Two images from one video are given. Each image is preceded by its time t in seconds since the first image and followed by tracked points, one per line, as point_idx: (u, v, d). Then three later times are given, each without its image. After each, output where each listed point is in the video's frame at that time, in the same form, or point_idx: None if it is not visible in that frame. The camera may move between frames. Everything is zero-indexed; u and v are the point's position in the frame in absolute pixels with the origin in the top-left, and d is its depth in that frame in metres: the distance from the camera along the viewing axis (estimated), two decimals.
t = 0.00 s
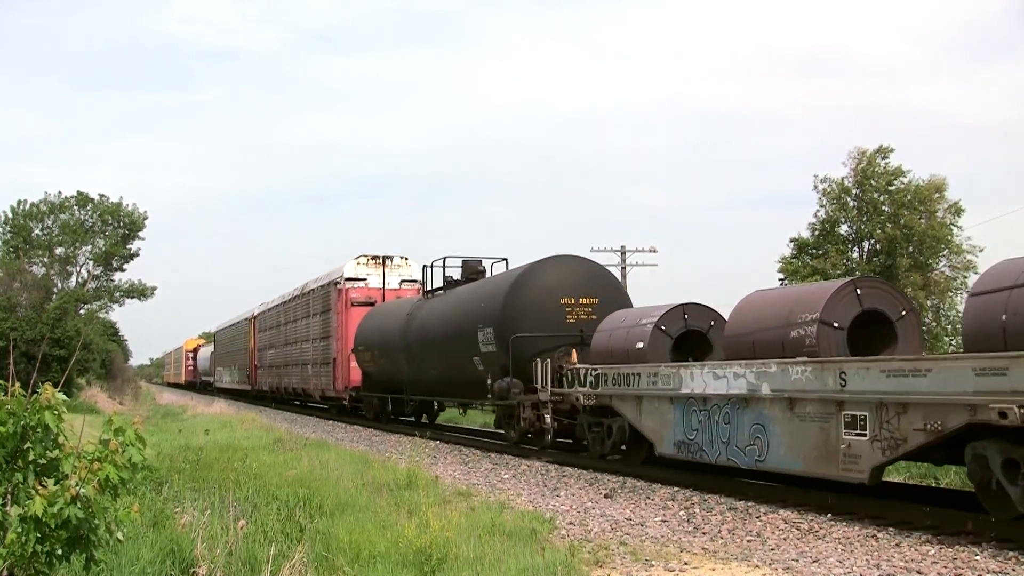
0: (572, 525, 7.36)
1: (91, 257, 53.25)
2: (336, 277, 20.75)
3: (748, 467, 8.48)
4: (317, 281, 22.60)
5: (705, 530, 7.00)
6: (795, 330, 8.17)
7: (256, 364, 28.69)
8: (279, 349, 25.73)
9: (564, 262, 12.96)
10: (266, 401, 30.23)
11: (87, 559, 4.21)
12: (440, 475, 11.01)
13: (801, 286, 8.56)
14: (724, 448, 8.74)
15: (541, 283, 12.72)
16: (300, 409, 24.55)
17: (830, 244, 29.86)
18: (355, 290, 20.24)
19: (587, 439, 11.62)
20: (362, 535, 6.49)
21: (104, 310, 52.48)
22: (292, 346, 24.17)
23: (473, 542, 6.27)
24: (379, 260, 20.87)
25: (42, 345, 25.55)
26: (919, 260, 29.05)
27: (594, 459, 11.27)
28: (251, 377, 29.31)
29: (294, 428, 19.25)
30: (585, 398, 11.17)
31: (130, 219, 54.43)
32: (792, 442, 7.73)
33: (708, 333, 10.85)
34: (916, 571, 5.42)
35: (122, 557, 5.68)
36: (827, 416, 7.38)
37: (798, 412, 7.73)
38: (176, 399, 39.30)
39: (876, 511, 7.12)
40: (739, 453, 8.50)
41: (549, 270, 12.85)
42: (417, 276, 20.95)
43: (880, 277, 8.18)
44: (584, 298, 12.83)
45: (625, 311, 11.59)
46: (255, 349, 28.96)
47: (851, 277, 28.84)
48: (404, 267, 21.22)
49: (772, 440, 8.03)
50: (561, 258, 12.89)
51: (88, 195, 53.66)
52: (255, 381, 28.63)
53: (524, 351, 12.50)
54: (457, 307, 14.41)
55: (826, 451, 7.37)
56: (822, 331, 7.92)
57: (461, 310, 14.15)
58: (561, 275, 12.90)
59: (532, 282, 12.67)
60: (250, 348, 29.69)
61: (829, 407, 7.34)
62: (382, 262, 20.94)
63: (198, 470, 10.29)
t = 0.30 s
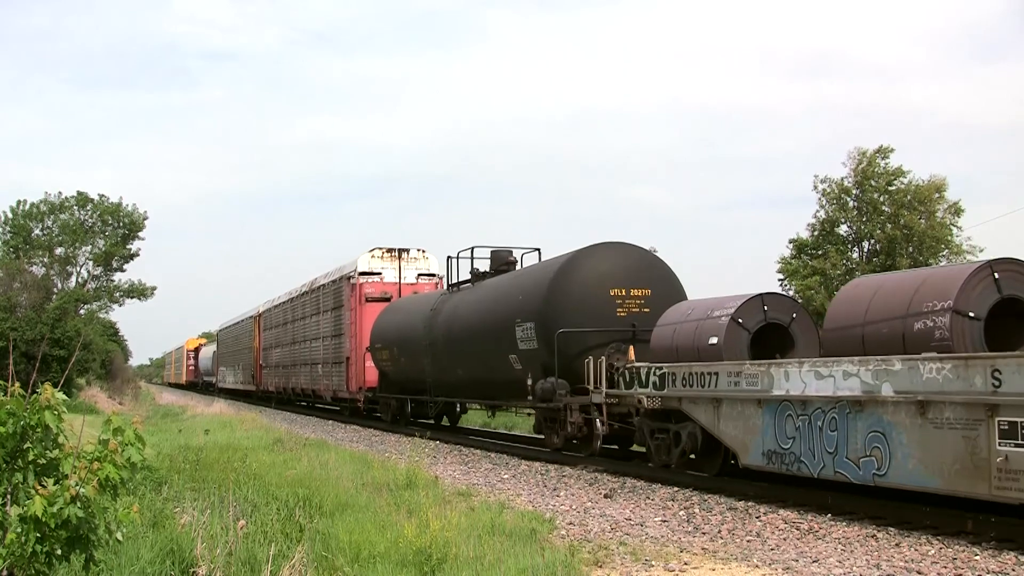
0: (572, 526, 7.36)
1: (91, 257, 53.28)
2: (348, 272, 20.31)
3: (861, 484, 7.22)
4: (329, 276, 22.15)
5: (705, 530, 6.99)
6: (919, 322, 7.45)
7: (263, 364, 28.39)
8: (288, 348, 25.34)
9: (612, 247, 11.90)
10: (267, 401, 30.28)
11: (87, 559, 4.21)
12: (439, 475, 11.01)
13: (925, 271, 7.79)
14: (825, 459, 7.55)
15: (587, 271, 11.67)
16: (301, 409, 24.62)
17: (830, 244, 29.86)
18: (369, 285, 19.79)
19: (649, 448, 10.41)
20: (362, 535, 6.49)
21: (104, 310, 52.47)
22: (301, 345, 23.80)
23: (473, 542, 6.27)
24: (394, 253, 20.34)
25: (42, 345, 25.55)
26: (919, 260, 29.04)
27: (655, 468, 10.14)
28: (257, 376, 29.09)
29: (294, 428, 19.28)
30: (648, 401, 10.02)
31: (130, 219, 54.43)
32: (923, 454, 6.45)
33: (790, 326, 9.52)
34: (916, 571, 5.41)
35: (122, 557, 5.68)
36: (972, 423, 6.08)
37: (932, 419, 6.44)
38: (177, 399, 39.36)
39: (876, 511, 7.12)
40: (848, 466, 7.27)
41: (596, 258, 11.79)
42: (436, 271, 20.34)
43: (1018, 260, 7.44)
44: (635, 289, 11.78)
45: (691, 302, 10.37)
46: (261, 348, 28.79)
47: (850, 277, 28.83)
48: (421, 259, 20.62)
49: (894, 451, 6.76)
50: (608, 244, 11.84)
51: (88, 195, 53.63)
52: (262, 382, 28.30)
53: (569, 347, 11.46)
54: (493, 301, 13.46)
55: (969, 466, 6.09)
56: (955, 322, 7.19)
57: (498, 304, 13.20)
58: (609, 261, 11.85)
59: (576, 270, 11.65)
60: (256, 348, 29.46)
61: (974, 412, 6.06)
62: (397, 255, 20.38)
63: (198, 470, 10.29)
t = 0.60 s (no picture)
0: (572, 526, 7.36)
1: (91, 257, 53.31)
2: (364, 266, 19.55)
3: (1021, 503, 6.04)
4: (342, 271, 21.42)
5: (704, 530, 7.00)
6: None
7: (270, 365, 27.90)
8: (298, 347, 24.78)
9: (674, 231, 10.72)
10: (268, 400, 30.31)
11: (87, 559, 4.21)
12: (440, 475, 11.03)
13: None
14: (968, 473, 6.42)
15: (648, 260, 10.48)
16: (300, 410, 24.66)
17: (829, 244, 29.85)
18: (385, 279, 18.98)
19: (726, 458, 9.25)
20: (363, 535, 6.50)
21: (104, 310, 52.46)
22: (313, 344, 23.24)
23: (473, 542, 6.28)
24: (411, 246, 19.55)
25: (41, 345, 25.57)
26: (919, 260, 29.02)
27: (735, 481, 8.94)
28: (263, 376, 28.74)
29: (294, 428, 19.31)
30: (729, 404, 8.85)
31: (130, 219, 54.45)
32: None
33: (898, 319, 8.30)
34: (916, 571, 5.41)
35: (122, 557, 5.69)
36: None
37: None
38: (177, 399, 39.38)
39: (875, 512, 7.12)
40: (1006, 483, 6.09)
41: (656, 243, 10.62)
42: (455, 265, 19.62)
43: None
44: (699, 279, 10.62)
45: (774, 291, 9.09)
46: (267, 348, 28.55)
47: (850, 277, 28.81)
48: (440, 252, 19.81)
49: None
50: (670, 229, 10.65)
51: (88, 195, 53.61)
52: (271, 382, 27.83)
53: (626, 344, 10.35)
54: (538, 293, 12.37)
55: None
56: None
57: (544, 296, 12.10)
58: (670, 249, 10.66)
59: (637, 259, 10.46)
60: (263, 347, 29.07)
61: None
62: (415, 248, 19.59)
63: (198, 470, 10.30)
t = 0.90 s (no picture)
0: (572, 527, 7.36)
1: (91, 257, 53.34)
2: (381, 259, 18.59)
3: None
4: (357, 265, 20.49)
5: (705, 531, 7.00)
6: None
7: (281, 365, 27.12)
8: (308, 346, 24.03)
9: (750, 212, 9.54)
10: (268, 400, 30.33)
11: (87, 560, 4.20)
12: (440, 476, 11.02)
13: None
14: None
15: (722, 245, 9.30)
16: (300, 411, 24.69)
17: (829, 245, 29.87)
18: (406, 273, 17.93)
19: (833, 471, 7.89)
20: (363, 536, 6.50)
21: (104, 310, 52.42)
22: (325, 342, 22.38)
23: (473, 543, 6.28)
24: (433, 236, 18.40)
25: (41, 346, 25.58)
26: (919, 260, 29.02)
27: (841, 498, 7.65)
28: (271, 377, 28.18)
29: (294, 429, 19.31)
30: (843, 408, 7.50)
31: (130, 219, 54.45)
32: None
33: None
34: (916, 572, 5.41)
35: (121, 558, 5.69)
36: None
37: None
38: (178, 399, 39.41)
39: (875, 512, 7.11)
40: None
41: (730, 225, 9.44)
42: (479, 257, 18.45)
43: None
44: (778, 265, 9.47)
45: (887, 277, 7.98)
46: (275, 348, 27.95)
47: (850, 278, 28.81)
48: (464, 244, 18.58)
49: None
50: (744, 209, 9.49)
51: (88, 196, 53.58)
52: (281, 383, 27.08)
53: (699, 339, 9.14)
54: (588, 283, 11.15)
55: None
56: None
57: (596, 286, 10.89)
58: (745, 231, 9.47)
59: (709, 242, 9.29)
60: (272, 346, 28.42)
61: None
62: (437, 239, 18.41)
63: (198, 472, 10.30)
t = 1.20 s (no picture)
0: (572, 527, 7.36)
1: (91, 258, 53.35)
2: (400, 250, 17.35)
3: None
4: (374, 258, 19.27)
5: (704, 532, 6.99)
6: None
7: (292, 365, 26.10)
8: (320, 345, 23.04)
9: (842, 185, 8.28)
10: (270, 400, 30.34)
11: (87, 560, 4.20)
12: (440, 477, 11.02)
13: None
14: None
15: (815, 223, 8.03)
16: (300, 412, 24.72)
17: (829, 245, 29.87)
18: (427, 266, 16.55)
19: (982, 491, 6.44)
20: (363, 536, 6.50)
21: (104, 311, 52.39)
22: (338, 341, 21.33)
23: (473, 543, 6.28)
24: (457, 226, 16.99)
25: (41, 346, 25.59)
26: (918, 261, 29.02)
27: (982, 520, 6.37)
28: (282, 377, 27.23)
29: (293, 430, 19.31)
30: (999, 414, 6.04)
31: (130, 220, 54.46)
32: None
33: None
34: (916, 573, 5.41)
35: (121, 559, 5.68)
36: None
37: None
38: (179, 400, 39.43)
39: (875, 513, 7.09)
40: None
41: (823, 201, 8.18)
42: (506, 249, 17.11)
43: None
44: (880, 247, 8.19)
45: None
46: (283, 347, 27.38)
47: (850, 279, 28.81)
48: (490, 234, 17.23)
49: None
50: (839, 183, 8.24)
51: (87, 197, 53.59)
52: (292, 384, 26.13)
53: (794, 333, 7.84)
54: (645, 270, 9.84)
55: None
56: None
57: (655, 275, 9.57)
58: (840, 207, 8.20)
59: (801, 220, 8.02)
60: (283, 344, 27.52)
61: None
62: (462, 228, 16.99)
63: (198, 472, 10.29)
